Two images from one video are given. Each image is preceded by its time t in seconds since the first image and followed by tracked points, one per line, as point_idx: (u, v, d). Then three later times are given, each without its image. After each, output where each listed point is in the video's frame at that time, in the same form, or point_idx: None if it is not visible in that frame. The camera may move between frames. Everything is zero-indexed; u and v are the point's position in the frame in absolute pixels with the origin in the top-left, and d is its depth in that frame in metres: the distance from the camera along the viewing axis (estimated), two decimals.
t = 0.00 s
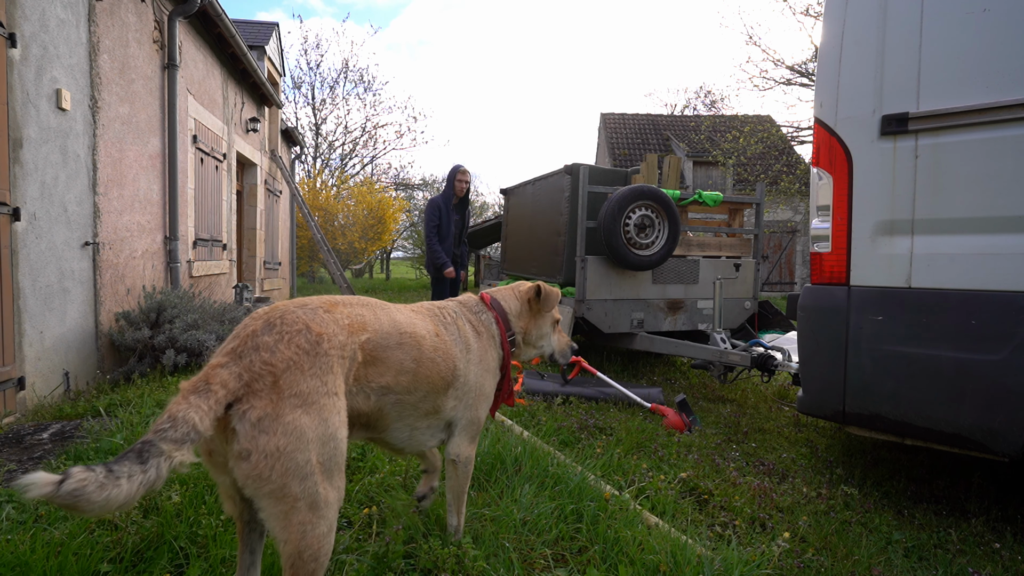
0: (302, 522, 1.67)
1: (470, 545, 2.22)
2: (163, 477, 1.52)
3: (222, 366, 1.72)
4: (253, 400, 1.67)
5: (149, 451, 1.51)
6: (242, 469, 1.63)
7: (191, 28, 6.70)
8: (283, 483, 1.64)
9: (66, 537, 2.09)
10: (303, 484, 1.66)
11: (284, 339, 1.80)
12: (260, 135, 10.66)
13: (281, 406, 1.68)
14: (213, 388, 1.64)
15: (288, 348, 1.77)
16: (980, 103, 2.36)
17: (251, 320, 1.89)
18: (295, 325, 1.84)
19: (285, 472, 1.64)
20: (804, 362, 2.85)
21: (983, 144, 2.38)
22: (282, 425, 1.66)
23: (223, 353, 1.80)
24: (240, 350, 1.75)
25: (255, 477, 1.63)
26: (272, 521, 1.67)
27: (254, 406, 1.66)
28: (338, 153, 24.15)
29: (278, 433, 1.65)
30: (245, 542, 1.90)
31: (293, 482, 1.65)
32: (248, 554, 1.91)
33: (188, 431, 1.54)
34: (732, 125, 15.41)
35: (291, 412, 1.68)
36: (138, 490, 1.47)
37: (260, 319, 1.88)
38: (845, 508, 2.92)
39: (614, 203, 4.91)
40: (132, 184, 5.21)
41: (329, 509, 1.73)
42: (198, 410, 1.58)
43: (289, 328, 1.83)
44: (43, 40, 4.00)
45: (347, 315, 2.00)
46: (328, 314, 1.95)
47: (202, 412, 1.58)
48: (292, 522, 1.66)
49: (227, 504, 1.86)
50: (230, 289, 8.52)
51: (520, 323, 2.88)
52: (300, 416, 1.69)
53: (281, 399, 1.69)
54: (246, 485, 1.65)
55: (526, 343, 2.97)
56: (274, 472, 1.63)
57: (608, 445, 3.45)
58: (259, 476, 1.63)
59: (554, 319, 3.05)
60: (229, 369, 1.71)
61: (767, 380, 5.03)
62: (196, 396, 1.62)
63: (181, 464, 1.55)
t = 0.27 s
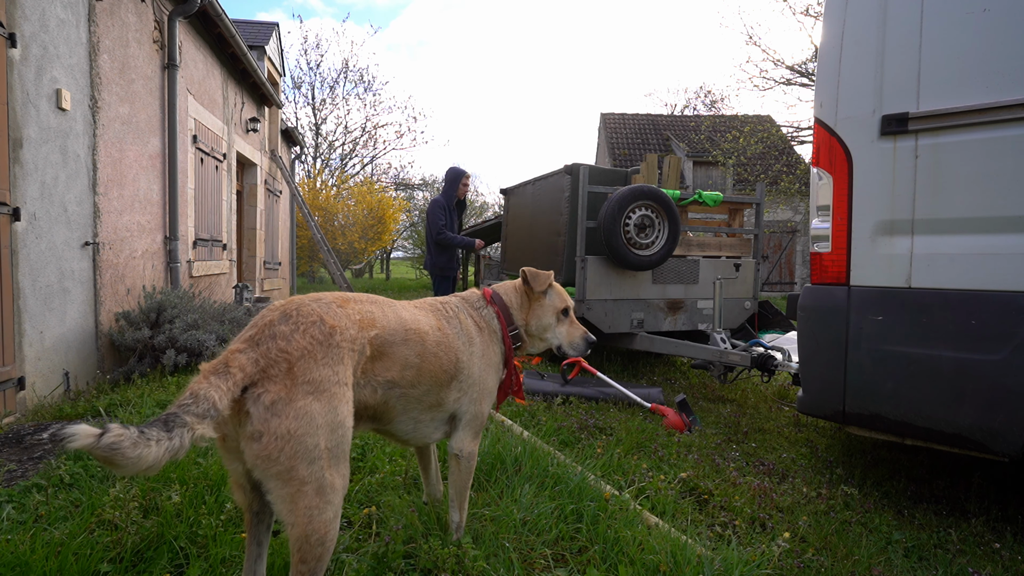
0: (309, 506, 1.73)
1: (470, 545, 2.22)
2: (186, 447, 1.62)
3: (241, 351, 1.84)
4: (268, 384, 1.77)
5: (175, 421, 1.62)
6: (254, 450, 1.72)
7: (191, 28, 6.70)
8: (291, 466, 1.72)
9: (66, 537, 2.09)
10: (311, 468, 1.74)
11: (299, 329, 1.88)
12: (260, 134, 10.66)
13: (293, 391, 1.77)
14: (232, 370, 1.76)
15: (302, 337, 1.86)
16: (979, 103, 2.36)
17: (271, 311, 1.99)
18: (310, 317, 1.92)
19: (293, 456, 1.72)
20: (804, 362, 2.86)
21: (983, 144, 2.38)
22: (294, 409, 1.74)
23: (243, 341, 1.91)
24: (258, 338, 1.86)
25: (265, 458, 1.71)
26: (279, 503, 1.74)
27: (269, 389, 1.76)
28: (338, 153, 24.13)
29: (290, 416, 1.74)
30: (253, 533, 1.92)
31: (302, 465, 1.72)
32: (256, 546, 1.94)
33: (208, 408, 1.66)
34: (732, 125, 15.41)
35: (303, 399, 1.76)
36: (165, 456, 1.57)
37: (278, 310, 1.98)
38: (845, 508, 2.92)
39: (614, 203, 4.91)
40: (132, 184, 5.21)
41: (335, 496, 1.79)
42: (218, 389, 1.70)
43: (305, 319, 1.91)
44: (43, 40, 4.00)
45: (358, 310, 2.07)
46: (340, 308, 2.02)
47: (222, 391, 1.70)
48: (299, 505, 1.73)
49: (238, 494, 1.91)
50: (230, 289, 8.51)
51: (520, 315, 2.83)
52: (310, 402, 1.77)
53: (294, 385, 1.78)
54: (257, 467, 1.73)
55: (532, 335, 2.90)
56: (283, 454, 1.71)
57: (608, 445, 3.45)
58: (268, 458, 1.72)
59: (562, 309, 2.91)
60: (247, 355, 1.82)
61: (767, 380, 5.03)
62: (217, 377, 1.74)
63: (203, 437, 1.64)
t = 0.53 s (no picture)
0: (310, 497, 1.75)
1: (470, 545, 2.22)
2: (188, 437, 1.63)
3: (248, 346, 1.84)
4: (275, 376, 1.77)
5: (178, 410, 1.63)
6: (259, 441, 1.73)
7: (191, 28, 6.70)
8: (295, 457, 1.73)
9: (66, 537, 2.09)
10: (314, 459, 1.75)
11: (304, 325, 1.89)
12: (260, 135, 10.66)
13: (300, 383, 1.77)
14: (238, 362, 1.77)
15: (309, 332, 1.87)
16: (980, 103, 2.36)
17: (275, 307, 2.00)
18: (313, 313, 1.93)
19: (297, 447, 1.73)
20: (804, 362, 2.86)
21: (983, 144, 2.38)
22: (301, 401, 1.75)
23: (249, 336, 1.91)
24: (265, 333, 1.87)
25: (268, 450, 1.72)
26: (281, 494, 1.75)
27: (275, 381, 1.77)
28: (338, 153, 24.13)
29: (296, 408, 1.75)
30: (253, 530, 1.92)
31: (305, 456, 1.74)
32: (256, 544, 1.94)
33: (213, 399, 1.67)
34: (732, 125, 15.41)
35: (309, 391, 1.77)
36: (166, 444, 1.58)
37: (283, 307, 1.98)
38: (845, 508, 2.92)
39: (614, 203, 4.91)
40: (132, 184, 5.21)
41: (334, 488, 1.80)
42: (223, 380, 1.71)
43: (309, 315, 1.92)
44: (43, 40, 4.00)
45: (358, 309, 2.09)
46: (341, 306, 2.04)
47: (227, 382, 1.71)
48: (300, 496, 1.74)
49: (239, 491, 1.91)
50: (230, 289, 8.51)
51: (521, 310, 2.79)
52: (315, 395, 1.78)
53: (300, 378, 1.79)
54: (260, 457, 1.74)
55: (538, 330, 2.85)
56: (286, 445, 1.72)
57: (608, 445, 3.45)
58: (271, 449, 1.72)
59: (566, 299, 2.85)
60: (254, 349, 1.83)
61: (767, 380, 5.03)
62: (223, 369, 1.75)
63: (206, 426, 1.65)
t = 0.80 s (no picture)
0: (303, 493, 1.74)
1: (470, 545, 2.22)
2: (166, 430, 1.66)
3: (243, 343, 1.86)
4: (266, 371, 1.78)
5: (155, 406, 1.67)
6: (252, 435, 1.73)
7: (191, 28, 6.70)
8: (288, 452, 1.73)
9: (66, 537, 2.09)
10: (308, 455, 1.75)
11: (297, 322, 1.90)
12: (260, 135, 10.66)
13: (292, 378, 1.78)
14: (228, 358, 1.78)
15: (301, 328, 1.88)
16: (980, 103, 2.36)
17: (271, 306, 2.01)
18: (307, 311, 1.94)
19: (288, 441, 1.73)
20: (804, 362, 2.86)
21: (983, 144, 2.38)
22: (293, 396, 1.76)
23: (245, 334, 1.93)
24: (259, 330, 1.88)
25: (259, 444, 1.72)
26: (275, 490, 1.74)
27: (267, 376, 1.77)
28: (338, 153, 24.13)
29: (287, 403, 1.75)
30: (252, 530, 1.92)
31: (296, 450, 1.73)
32: (255, 544, 1.94)
33: (196, 393, 1.69)
34: (732, 125, 15.42)
35: (301, 386, 1.78)
36: (137, 436, 1.63)
37: (279, 305, 2.00)
38: (845, 508, 2.92)
39: (614, 203, 4.91)
40: (132, 184, 5.21)
41: (328, 485, 1.80)
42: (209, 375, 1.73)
43: (302, 313, 1.93)
44: (43, 40, 4.00)
45: (353, 308, 2.09)
46: (336, 305, 2.05)
47: (214, 376, 1.73)
48: (294, 493, 1.74)
49: (239, 490, 1.92)
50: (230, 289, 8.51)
51: (513, 305, 2.72)
52: (308, 389, 1.78)
53: (292, 373, 1.79)
54: (253, 453, 1.74)
55: (532, 326, 2.78)
56: (276, 439, 1.72)
57: (608, 445, 3.45)
58: (262, 444, 1.72)
59: (556, 291, 2.75)
60: (247, 346, 1.84)
61: (767, 380, 5.03)
62: (214, 365, 1.77)
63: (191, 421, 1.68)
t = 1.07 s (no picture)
0: (300, 492, 1.74)
1: (470, 545, 2.22)
2: (154, 431, 1.67)
3: (240, 342, 1.86)
4: (262, 370, 1.78)
5: (144, 410, 1.68)
6: (248, 434, 1.73)
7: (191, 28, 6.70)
8: (284, 451, 1.73)
9: (66, 537, 2.09)
10: (304, 453, 1.75)
11: (294, 321, 1.90)
12: (261, 135, 10.67)
13: (288, 377, 1.78)
14: (223, 358, 1.78)
15: (299, 327, 1.89)
16: (980, 103, 2.36)
17: (268, 306, 2.02)
18: (304, 311, 1.95)
19: (286, 439, 1.73)
20: (804, 362, 2.86)
21: (983, 144, 2.38)
22: (288, 395, 1.75)
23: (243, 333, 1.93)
24: (255, 329, 1.89)
25: (255, 444, 1.72)
26: (272, 489, 1.74)
27: (264, 374, 1.78)
28: (338, 153, 24.13)
29: (284, 402, 1.75)
30: (250, 531, 1.92)
31: (294, 449, 1.73)
32: (253, 544, 1.94)
33: (187, 394, 1.69)
34: (732, 125, 15.42)
35: (297, 385, 1.77)
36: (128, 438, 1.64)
37: (276, 305, 2.00)
38: (845, 508, 2.92)
39: (614, 203, 4.91)
40: (132, 184, 5.21)
41: (325, 484, 1.80)
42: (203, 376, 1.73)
43: (299, 313, 1.93)
44: (43, 40, 4.00)
45: (350, 308, 2.09)
46: (333, 305, 2.05)
47: (207, 377, 1.72)
48: (291, 492, 1.74)
49: (237, 490, 1.92)
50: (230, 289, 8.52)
51: (506, 307, 2.71)
52: (305, 388, 1.78)
53: (289, 371, 1.79)
54: (250, 452, 1.74)
55: (528, 328, 2.76)
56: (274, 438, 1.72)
57: (608, 445, 3.45)
58: (260, 443, 1.72)
59: (550, 294, 2.72)
60: (242, 346, 1.84)
61: (767, 380, 5.03)
62: (209, 366, 1.77)
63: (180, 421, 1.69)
